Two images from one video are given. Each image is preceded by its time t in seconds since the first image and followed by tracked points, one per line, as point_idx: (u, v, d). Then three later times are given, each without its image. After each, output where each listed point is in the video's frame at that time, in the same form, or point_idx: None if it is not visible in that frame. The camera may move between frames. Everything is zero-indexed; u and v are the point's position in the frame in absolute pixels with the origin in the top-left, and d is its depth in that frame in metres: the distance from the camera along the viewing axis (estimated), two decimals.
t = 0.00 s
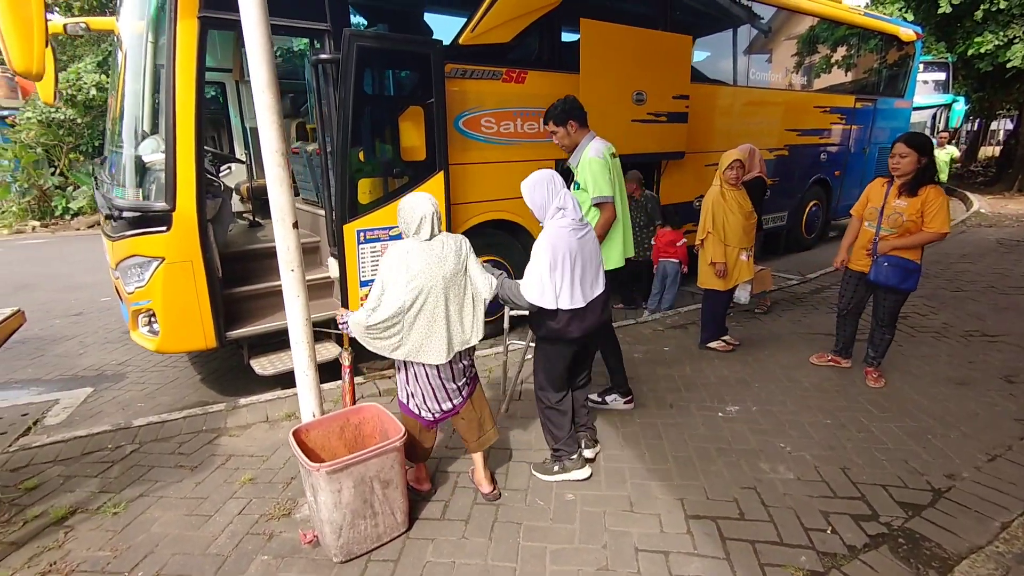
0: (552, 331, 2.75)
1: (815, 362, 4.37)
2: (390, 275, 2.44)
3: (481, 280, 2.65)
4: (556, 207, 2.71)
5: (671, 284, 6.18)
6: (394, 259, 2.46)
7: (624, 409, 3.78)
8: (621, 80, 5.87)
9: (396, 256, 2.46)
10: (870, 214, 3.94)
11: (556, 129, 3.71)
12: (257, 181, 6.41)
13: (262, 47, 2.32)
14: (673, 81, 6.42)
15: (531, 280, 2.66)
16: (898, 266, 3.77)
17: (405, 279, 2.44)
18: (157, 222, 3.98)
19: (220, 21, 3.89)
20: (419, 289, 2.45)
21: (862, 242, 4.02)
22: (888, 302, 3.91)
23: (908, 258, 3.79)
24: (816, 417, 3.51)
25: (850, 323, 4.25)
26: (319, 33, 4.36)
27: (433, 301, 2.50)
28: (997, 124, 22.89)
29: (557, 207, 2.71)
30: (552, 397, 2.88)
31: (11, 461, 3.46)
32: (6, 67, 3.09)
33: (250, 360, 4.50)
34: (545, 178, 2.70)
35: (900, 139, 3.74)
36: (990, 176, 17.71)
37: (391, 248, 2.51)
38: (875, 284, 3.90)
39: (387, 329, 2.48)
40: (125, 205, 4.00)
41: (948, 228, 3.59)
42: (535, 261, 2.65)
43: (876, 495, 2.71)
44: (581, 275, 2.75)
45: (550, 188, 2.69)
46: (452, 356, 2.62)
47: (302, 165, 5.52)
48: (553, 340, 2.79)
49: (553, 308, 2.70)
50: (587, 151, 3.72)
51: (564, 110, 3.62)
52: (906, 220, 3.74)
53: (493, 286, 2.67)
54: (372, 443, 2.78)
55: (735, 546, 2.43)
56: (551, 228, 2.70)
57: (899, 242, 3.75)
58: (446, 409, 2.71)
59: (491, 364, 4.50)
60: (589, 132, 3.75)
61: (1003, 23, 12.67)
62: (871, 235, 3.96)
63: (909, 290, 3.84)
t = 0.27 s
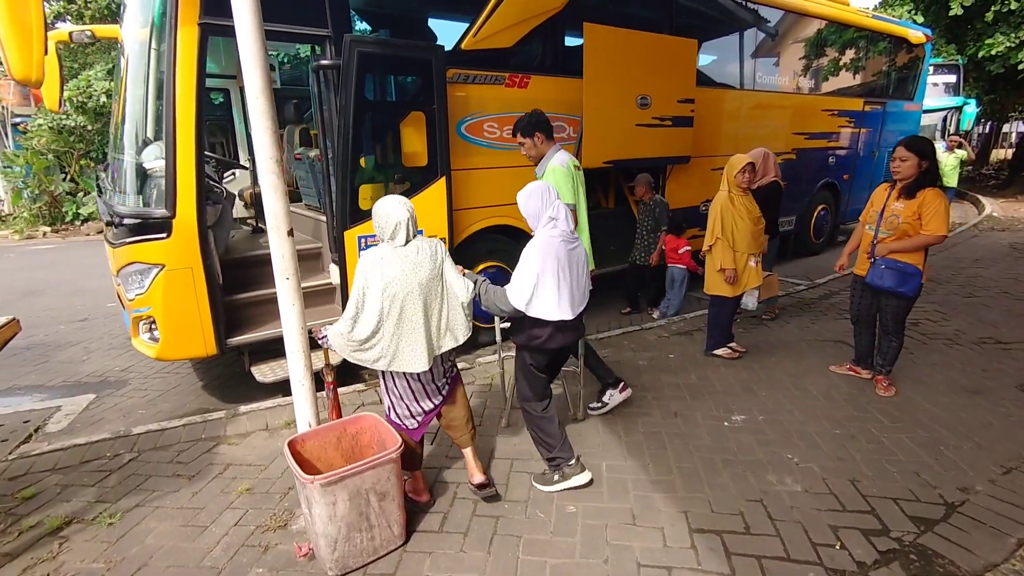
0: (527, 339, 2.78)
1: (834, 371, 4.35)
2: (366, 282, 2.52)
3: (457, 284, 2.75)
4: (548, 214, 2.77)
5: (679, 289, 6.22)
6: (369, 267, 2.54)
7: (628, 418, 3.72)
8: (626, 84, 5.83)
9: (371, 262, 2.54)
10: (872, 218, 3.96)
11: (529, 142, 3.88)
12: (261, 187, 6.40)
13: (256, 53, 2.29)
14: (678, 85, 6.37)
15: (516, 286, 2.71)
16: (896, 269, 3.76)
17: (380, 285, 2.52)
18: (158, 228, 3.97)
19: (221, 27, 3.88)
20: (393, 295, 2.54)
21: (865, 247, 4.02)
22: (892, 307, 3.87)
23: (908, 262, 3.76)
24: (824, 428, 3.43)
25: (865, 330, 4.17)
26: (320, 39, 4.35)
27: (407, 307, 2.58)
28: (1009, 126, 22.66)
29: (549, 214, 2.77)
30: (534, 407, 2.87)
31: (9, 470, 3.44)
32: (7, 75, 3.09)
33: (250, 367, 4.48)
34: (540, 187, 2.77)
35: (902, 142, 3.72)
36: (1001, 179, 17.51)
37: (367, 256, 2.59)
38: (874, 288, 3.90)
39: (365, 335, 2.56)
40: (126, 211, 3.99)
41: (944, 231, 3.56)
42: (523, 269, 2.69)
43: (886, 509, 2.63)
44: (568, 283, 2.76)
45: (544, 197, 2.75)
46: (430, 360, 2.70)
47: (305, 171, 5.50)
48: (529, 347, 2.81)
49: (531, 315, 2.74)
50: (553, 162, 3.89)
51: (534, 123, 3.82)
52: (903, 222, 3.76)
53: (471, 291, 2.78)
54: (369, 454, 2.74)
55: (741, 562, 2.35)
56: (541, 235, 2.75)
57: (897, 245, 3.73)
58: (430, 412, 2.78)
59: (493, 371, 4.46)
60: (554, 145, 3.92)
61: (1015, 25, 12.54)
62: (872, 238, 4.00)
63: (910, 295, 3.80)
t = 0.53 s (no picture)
0: (534, 327, 2.91)
1: (849, 377, 4.28)
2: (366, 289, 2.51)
3: (456, 288, 2.75)
4: (553, 209, 2.91)
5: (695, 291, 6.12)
6: (368, 274, 2.53)
7: (641, 424, 3.67)
8: (636, 86, 5.78)
9: (373, 266, 2.53)
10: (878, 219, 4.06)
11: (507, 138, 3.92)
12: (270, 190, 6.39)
13: (267, 55, 2.26)
14: (688, 87, 6.32)
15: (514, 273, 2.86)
16: (897, 269, 3.83)
17: (381, 290, 2.52)
18: (168, 231, 3.96)
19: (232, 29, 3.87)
20: (394, 300, 2.53)
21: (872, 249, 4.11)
22: (904, 307, 3.87)
23: (912, 263, 3.81)
24: (842, 434, 3.36)
25: (882, 334, 4.15)
26: (330, 41, 4.33)
27: (407, 313, 2.58)
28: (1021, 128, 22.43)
29: (554, 210, 2.91)
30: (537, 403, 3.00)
31: (19, 474, 3.42)
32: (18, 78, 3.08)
33: (259, 371, 4.46)
34: (548, 185, 2.91)
35: (910, 144, 3.81)
36: (1015, 182, 17.32)
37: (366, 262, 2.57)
38: (878, 289, 3.96)
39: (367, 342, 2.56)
40: (136, 214, 3.98)
41: (945, 230, 3.62)
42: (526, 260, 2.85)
43: (909, 519, 2.56)
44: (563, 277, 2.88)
45: (554, 193, 2.90)
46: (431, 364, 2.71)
47: (314, 173, 5.48)
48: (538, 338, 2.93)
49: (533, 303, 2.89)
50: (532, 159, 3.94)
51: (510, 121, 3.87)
52: (905, 223, 3.84)
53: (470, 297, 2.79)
54: (381, 460, 2.71)
55: (760, 573, 2.30)
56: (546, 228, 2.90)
57: (900, 246, 3.80)
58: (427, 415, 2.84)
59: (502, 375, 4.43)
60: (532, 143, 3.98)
61: None
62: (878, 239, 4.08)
63: (915, 296, 3.82)
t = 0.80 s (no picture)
0: (546, 331, 2.97)
1: (874, 384, 4.24)
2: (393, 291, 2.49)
3: (476, 291, 2.77)
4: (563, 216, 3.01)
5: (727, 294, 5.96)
6: (394, 275, 2.51)
7: (666, 430, 3.65)
8: (654, 90, 5.76)
9: (399, 267, 2.52)
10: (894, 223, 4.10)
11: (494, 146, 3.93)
12: (285, 194, 6.38)
13: (304, 59, 2.24)
14: (706, 90, 6.29)
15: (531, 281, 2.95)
16: (913, 271, 3.85)
17: (408, 292, 2.50)
18: (191, 234, 3.95)
19: (255, 33, 3.86)
20: (421, 300, 2.51)
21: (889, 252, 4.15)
22: (925, 310, 3.88)
23: (928, 265, 3.83)
24: (872, 443, 3.30)
25: (906, 340, 4.13)
26: (352, 44, 4.33)
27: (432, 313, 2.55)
28: None
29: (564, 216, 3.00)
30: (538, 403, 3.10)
31: (43, 477, 3.40)
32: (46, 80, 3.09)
33: (279, 374, 4.45)
34: (554, 193, 3.03)
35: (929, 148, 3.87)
36: None
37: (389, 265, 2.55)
38: (895, 291, 3.97)
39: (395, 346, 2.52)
40: (158, 217, 3.98)
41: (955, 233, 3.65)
42: (541, 267, 2.94)
43: (950, 530, 2.52)
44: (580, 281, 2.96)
45: (560, 201, 3.00)
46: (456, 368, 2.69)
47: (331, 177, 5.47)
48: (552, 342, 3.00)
49: (551, 310, 2.96)
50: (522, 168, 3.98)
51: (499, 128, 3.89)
52: (920, 226, 3.87)
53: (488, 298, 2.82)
54: (409, 466, 2.68)
55: None
56: (558, 235, 2.99)
57: (915, 247, 3.81)
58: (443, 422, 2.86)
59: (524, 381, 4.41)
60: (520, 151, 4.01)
61: None
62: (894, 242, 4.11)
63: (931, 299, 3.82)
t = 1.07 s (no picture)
0: (575, 345, 2.97)
1: (906, 389, 4.21)
2: (428, 287, 2.55)
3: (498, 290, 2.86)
4: (580, 226, 2.93)
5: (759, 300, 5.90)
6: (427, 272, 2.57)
7: (698, 436, 3.63)
8: (677, 93, 5.73)
9: (432, 265, 2.59)
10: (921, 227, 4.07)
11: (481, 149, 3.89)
12: (304, 195, 6.34)
13: (353, 59, 2.23)
14: (728, 92, 6.26)
15: (555, 295, 2.91)
16: (940, 273, 3.82)
17: (441, 289, 2.58)
18: (221, 236, 3.96)
19: (287, 34, 3.86)
20: (453, 298, 2.62)
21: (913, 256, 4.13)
22: (952, 312, 3.84)
23: (954, 267, 3.80)
24: (911, 450, 3.31)
25: (937, 345, 4.09)
26: (380, 46, 4.32)
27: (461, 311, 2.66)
28: None
29: (581, 226, 2.93)
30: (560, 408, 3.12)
31: (74, 477, 3.38)
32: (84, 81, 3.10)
33: (304, 376, 4.44)
34: (567, 203, 2.95)
35: (958, 150, 3.81)
36: None
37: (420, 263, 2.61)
38: (920, 292, 3.95)
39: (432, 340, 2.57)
40: (187, 219, 3.99)
41: (984, 234, 3.62)
42: (559, 280, 2.91)
43: (999, 541, 2.52)
44: (604, 291, 2.93)
45: (578, 212, 2.92)
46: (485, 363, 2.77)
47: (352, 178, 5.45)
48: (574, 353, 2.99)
49: (571, 323, 2.94)
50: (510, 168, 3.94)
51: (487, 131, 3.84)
52: (947, 228, 3.84)
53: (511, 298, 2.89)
54: (448, 470, 2.67)
55: None
56: (577, 247, 2.93)
57: (940, 249, 3.79)
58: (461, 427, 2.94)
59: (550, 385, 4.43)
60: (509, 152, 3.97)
61: None
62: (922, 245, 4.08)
63: (957, 301, 3.79)
